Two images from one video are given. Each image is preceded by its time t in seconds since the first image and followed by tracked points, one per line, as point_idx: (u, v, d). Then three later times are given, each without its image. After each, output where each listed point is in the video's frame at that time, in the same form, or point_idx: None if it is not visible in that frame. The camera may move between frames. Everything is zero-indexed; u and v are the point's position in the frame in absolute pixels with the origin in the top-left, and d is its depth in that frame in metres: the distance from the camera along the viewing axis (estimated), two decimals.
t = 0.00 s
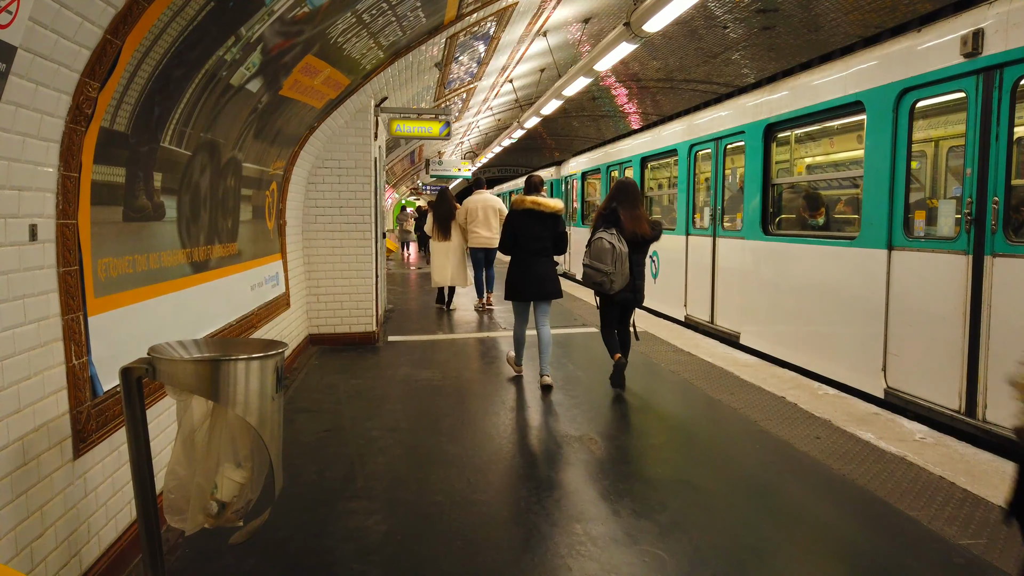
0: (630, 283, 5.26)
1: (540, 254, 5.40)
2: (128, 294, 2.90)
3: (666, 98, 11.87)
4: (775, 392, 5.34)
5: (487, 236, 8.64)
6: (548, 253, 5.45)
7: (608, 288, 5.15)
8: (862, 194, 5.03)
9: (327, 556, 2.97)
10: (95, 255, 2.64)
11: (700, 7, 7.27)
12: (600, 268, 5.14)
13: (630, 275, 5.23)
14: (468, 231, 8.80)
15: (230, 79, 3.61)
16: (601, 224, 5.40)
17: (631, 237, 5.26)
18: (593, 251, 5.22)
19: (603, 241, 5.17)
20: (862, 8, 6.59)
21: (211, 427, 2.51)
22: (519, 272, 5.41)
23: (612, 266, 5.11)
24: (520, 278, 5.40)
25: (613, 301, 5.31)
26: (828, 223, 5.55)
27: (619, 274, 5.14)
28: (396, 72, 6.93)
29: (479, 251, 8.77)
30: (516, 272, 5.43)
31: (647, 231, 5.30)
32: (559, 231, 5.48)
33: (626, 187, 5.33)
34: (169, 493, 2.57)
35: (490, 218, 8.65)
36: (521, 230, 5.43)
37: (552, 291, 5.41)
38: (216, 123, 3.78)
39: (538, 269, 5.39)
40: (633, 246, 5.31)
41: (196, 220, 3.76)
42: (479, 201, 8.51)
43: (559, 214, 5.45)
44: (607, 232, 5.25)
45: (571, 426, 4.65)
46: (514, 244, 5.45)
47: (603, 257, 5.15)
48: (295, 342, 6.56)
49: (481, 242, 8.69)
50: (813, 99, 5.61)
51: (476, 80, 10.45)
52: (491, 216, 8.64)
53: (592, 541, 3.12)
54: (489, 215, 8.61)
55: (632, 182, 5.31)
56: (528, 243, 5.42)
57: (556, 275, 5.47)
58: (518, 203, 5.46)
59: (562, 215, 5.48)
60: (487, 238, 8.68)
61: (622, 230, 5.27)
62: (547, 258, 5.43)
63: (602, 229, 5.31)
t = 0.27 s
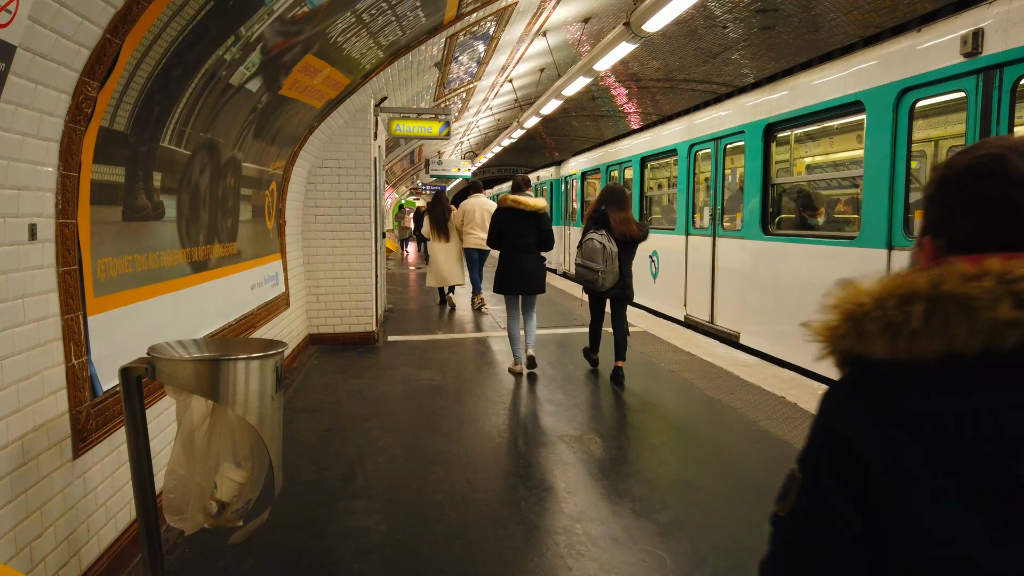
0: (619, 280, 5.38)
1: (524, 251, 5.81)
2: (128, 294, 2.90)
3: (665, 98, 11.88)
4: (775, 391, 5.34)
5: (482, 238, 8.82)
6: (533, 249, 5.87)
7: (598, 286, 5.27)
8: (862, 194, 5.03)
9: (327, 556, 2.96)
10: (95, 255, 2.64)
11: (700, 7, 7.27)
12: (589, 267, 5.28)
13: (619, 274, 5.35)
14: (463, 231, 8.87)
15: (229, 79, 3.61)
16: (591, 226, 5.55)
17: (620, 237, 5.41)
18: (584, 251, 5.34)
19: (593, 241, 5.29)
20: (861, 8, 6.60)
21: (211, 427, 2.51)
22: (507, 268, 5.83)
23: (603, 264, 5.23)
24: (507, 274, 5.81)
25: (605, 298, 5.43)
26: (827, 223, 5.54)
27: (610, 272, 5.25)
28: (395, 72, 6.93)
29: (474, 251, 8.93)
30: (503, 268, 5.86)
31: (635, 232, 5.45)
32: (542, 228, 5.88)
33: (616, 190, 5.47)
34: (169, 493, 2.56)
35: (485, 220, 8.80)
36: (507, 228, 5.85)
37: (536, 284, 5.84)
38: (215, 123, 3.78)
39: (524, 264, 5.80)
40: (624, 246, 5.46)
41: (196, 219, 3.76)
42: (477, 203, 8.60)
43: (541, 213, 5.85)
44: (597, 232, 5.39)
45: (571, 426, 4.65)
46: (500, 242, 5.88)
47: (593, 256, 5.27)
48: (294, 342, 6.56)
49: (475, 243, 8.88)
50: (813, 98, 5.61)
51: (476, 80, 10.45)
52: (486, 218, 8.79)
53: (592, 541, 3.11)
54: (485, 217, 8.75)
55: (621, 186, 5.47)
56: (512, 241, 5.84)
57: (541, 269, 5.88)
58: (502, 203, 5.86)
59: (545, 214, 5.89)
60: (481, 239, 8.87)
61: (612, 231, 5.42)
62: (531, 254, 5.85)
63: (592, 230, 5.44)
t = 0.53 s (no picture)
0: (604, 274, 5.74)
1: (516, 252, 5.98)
2: (128, 295, 2.90)
3: (665, 98, 11.87)
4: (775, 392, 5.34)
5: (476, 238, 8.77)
6: (525, 250, 6.02)
7: (583, 278, 5.60)
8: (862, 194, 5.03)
9: (327, 556, 2.96)
10: (95, 256, 2.64)
11: (700, 7, 7.27)
12: (575, 261, 5.60)
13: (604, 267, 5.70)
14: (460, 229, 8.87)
15: (229, 79, 3.60)
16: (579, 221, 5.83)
17: (606, 233, 5.68)
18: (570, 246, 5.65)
19: (580, 236, 5.59)
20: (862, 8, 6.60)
21: (211, 428, 2.52)
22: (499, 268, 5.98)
23: (588, 258, 5.55)
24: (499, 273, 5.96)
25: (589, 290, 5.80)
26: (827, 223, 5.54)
27: (594, 265, 5.58)
28: (395, 72, 6.93)
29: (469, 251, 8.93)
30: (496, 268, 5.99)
31: (620, 227, 5.72)
32: (535, 234, 6.03)
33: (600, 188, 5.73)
34: (169, 494, 2.56)
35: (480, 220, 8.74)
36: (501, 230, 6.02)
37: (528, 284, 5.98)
38: (215, 123, 3.78)
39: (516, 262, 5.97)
40: (608, 241, 5.75)
41: (196, 220, 3.76)
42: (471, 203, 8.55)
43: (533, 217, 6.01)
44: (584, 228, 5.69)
45: (571, 426, 4.65)
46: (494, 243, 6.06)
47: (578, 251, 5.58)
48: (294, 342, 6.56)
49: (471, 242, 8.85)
50: (813, 99, 5.61)
51: (475, 80, 10.44)
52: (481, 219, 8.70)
53: (591, 541, 3.12)
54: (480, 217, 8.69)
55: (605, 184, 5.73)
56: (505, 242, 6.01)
57: (533, 271, 6.01)
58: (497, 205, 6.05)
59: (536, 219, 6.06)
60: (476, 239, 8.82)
61: (598, 227, 5.70)
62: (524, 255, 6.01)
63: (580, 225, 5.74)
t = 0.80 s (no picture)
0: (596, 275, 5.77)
1: (513, 247, 6.06)
2: (127, 296, 2.90)
3: (664, 98, 11.87)
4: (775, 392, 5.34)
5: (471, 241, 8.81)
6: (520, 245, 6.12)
7: (575, 278, 5.63)
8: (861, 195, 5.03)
9: (327, 557, 2.97)
10: (94, 257, 2.64)
11: (699, 7, 7.27)
12: (566, 262, 5.64)
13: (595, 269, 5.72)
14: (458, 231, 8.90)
15: (229, 80, 3.61)
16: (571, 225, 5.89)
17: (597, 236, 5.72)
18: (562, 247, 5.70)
19: (571, 239, 5.65)
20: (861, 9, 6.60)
21: (211, 428, 2.52)
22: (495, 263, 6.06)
23: (579, 260, 5.60)
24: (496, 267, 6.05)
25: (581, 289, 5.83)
26: (827, 224, 5.54)
27: (585, 266, 5.63)
28: (395, 73, 6.93)
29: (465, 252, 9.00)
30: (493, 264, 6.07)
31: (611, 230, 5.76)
32: (530, 229, 6.17)
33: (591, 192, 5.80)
34: (169, 494, 2.56)
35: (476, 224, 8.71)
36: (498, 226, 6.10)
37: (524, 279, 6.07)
38: (215, 124, 3.78)
39: (511, 257, 6.04)
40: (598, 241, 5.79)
41: (196, 220, 3.76)
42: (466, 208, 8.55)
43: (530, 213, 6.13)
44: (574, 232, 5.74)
45: (570, 427, 4.66)
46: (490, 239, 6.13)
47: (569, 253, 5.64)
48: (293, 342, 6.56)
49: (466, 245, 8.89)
50: (813, 99, 5.61)
51: (475, 80, 10.44)
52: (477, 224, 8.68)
53: (591, 542, 3.12)
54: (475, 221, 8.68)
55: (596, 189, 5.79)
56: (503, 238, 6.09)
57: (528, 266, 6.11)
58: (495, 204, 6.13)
59: (531, 214, 6.18)
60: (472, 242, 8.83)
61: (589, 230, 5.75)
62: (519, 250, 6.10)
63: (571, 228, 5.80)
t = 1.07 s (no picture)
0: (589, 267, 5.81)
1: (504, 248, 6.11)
2: (127, 296, 2.91)
3: (664, 98, 11.86)
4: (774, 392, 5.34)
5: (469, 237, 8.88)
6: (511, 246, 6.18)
7: (570, 271, 5.66)
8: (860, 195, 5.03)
9: (327, 557, 2.97)
10: (94, 257, 2.64)
11: (699, 7, 7.26)
12: (560, 256, 5.67)
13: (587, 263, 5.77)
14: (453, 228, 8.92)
15: (228, 80, 3.61)
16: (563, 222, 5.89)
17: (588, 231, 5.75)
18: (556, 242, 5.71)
19: (565, 234, 5.66)
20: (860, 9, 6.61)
21: (211, 429, 2.52)
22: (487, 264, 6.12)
23: (572, 254, 5.63)
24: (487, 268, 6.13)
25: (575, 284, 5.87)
26: (827, 224, 5.54)
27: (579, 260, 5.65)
28: (394, 73, 6.93)
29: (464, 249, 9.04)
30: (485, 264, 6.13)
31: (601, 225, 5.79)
32: (520, 228, 6.23)
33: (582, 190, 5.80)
34: (169, 495, 2.57)
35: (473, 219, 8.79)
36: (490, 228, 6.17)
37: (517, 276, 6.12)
38: (214, 125, 3.78)
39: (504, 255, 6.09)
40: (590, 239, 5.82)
41: (196, 220, 3.77)
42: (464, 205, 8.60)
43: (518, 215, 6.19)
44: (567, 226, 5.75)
45: (570, 427, 4.66)
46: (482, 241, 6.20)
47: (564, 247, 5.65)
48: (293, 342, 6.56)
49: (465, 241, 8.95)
50: (812, 99, 5.61)
51: (475, 81, 10.43)
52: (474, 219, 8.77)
53: (590, 542, 3.12)
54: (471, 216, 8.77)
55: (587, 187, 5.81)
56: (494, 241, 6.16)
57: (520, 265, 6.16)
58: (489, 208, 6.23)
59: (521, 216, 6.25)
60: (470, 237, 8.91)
61: (581, 225, 5.76)
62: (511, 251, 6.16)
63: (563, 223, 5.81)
